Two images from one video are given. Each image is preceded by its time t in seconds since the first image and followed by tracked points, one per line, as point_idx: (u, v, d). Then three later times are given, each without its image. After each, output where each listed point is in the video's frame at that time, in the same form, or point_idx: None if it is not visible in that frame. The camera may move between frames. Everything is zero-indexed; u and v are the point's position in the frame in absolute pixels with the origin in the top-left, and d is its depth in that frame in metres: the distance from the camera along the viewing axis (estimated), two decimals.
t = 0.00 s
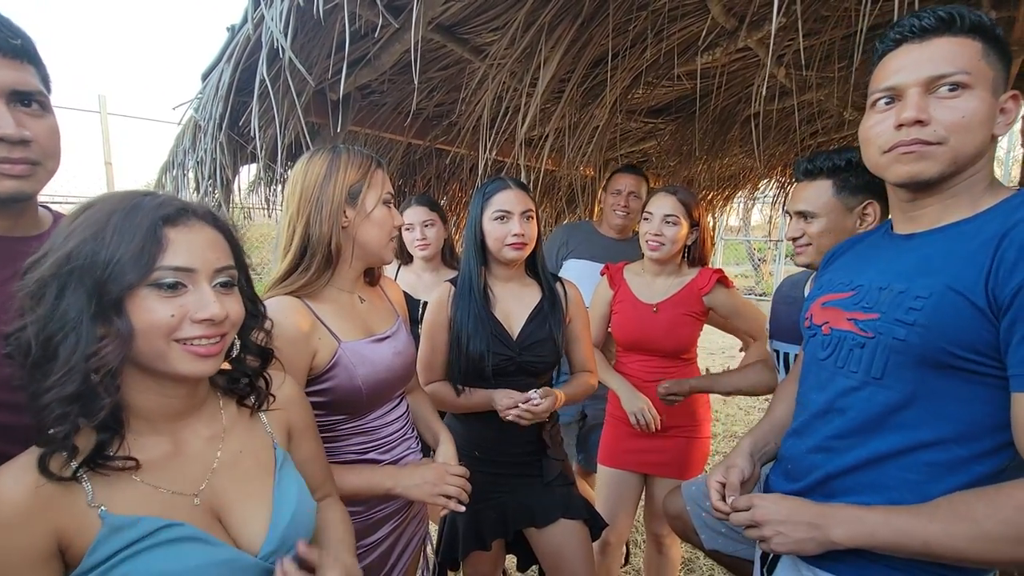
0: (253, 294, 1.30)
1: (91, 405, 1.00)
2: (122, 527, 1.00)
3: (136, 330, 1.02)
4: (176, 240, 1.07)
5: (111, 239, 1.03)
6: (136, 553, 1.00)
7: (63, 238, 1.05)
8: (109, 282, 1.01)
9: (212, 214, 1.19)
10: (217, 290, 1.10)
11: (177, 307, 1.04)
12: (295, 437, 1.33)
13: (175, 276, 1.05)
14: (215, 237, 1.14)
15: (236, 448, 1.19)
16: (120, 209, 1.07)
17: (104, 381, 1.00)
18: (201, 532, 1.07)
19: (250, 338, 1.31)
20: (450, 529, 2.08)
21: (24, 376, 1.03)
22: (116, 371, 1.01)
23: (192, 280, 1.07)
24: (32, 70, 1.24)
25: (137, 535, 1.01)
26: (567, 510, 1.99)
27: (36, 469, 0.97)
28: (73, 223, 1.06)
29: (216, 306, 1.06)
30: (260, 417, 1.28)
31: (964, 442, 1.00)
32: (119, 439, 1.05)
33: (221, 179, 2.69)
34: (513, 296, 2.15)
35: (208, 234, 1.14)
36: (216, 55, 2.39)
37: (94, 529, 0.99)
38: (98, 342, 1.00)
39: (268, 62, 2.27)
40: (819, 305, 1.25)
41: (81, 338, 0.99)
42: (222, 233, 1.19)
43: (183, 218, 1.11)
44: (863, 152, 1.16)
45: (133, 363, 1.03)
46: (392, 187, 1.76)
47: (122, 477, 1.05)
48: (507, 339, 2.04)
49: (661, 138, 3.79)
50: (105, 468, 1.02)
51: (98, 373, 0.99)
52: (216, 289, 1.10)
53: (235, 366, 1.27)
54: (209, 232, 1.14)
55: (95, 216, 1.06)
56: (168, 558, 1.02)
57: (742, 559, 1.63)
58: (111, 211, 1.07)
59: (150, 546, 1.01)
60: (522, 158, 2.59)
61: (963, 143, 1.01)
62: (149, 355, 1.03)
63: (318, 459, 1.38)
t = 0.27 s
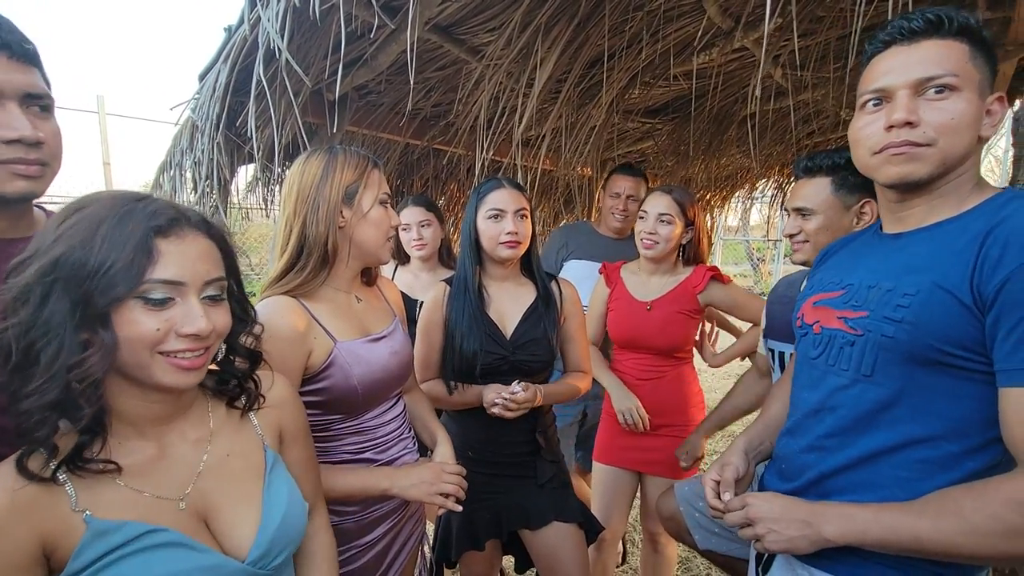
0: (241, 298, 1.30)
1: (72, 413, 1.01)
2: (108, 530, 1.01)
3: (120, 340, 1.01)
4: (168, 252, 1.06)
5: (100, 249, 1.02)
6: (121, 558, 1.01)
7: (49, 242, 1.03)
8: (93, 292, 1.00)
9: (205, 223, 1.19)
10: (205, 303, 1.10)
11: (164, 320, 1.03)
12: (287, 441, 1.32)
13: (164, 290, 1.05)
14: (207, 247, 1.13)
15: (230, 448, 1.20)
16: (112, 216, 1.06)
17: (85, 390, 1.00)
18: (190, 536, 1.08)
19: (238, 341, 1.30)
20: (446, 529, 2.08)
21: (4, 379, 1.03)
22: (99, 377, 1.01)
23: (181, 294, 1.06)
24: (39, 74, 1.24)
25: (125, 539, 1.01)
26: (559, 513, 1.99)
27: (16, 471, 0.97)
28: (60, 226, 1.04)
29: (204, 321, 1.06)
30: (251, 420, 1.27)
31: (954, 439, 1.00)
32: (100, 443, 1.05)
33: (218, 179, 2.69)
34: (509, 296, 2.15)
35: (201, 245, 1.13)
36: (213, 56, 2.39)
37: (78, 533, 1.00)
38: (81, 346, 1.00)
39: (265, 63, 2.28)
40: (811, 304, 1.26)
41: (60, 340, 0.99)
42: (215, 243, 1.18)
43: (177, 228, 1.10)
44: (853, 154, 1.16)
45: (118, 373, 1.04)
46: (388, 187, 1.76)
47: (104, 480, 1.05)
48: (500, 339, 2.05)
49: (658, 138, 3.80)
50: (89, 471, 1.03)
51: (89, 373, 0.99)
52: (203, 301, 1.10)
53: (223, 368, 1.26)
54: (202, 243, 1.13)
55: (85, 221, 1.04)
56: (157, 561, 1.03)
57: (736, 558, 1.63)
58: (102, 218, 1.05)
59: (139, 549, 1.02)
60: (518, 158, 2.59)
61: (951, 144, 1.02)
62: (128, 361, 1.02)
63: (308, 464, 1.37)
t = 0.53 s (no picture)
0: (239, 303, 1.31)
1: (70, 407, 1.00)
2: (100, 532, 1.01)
3: (116, 354, 1.01)
4: (170, 268, 1.05)
5: (101, 263, 1.00)
6: (114, 558, 1.01)
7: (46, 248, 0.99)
8: (91, 302, 0.99)
9: (209, 230, 1.17)
10: (205, 316, 1.09)
11: (162, 336, 1.03)
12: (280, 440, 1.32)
13: (166, 305, 1.04)
14: (210, 258, 1.12)
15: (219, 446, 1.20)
16: (114, 226, 1.03)
17: (83, 394, 0.99)
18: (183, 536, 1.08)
19: (234, 342, 1.31)
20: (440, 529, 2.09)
21: None
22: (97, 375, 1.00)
23: (182, 309, 1.06)
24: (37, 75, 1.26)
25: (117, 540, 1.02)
26: (552, 513, 2.00)
27: (9, 472, 0.98)
28: (58, 231, 1.01)
29: (202, 336, 1.06)
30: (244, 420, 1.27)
31: (937, 433, 1.01)
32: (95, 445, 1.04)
33: (214, 179, 2.69)
34: (502, 295, 2.16)
35: (205, 257, 1.11)
36: (208, 56, 2.39)
37: (69, 533, 1.00)
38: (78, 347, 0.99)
39: (260, 63, 2.28)
40: (799, 302, 1.27)
41: (58, 344, 0.98)
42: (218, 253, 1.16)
43: (180, 241, 1.08)
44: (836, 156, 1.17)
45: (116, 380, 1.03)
46: (382, 187, 1.78)
47: (97, 481, 1.05)
48: (492, 338, 2.06)
49: (654, 139, 3.81)
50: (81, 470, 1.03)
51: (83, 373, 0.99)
52: (203, 315, 1.09)
53: (215, 368, 1.26)
54: (205, 255, 1.11)
55: (86, 229, 1.01)
56: (151, 561, 1.03)
57: (727, 555, 1.65)
58: (105, 226, 1.03)
59: (129, 550, 1.02)
60: (514, 158, 2.60)
61: (929, 145, 1.03)
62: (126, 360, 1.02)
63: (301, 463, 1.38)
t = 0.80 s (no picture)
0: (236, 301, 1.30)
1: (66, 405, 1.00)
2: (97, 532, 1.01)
3: (117, 356, 1.01)
4: (171, 271, 1.03)
5: (103, 267, 0.99)
6: (110, 559, 1.01)
7: (50, 253, 0.98)
8: (91, 303, 0.98)
9: (209, 231, 1.15)
10: (205, 317, 1.08)
11: (162, 338, 1.02)
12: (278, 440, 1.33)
13: (166, 308, 1.03)
14: (211, 260, 1.11)
15: (216, 446, 1.20)
16: (115, 229, 1.01)
17: (79, 395, 0.99)
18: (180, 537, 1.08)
19: (232, 341, 1.30)
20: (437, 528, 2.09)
21: None
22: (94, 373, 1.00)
23: (182, 312, 1.05)
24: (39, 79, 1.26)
25: (113, 541, 1.01)
26: (549, 511, 2.01)
27: (6, 472, 0.98)
28: (61, 236, 0.99)
29: (202, 340, 1.05)
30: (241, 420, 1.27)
31: (930, 431, 1.01)
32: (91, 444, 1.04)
33: (212, 179, 2.69)
34: (499, 294, 2.16)
35: (205, 260, 1.10)
36: (205, 56, 2.39)
37: (65, 534, 1.00)
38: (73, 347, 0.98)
39: (257, 63, 2.28)
40: (794, 300, 1.27)
41: (53, 344, 0.97)
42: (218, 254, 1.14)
43: (180, 243, 1.06)
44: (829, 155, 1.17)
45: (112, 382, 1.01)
46: (377, 185, 1.77)
47: (94, 481, 1.05)
48: (489, 338, 2.06)
49: (652, 138, 3.81)
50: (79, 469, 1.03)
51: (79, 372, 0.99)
52: (204, 315, 1.08)
53: (212, 366, 1.26)
54: (206, 257, 1.10)
55: (88, 233, 1.00)
56: (146, 562, 1.03)
57: (725, 555, 1.65)
58: (105, 229, 1.01)
59: (125, 550, 1.02)
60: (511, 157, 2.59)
61: (919, 144, 1.04)
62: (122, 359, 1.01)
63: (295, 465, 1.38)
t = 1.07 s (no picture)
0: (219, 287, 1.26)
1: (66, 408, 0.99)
2: (100, 537, 1.01)
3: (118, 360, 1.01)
4: (165, 248, 1.04)
5: (103, 263, 0.97)
6: (112, 564, 1.01)
7: (40, 259, 0.94)
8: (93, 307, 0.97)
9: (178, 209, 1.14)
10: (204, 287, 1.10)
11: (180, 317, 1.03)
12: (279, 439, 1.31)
13: (171, 283, 1.03)
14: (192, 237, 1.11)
15: (218, 448, 1.19)
16: (90, 221, 0.98)
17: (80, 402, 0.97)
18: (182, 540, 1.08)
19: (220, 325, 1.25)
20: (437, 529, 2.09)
21: None
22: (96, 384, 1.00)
23: (186, 285, 1.06)
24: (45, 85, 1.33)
25: (116, 546, 1.01)
26: (549, 511, 2.00)
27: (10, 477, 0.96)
28: (44, 239, 0.95)
29: (214, 307, 1.08)
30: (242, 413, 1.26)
31: (934, 432, 1.01)
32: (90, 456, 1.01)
33: (212, 179, 2.68)
34: (499, 294, 2.15)
35: (188, 236, 1.10)
36: (204, 55, 2.39)
37: (70, 538, 1.00)
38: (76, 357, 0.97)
39: (256, 63, 2.27)
40: (796, 302, 1.26)
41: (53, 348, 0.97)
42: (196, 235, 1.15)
43: (164, 221, 1.06)
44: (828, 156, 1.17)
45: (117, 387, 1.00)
46: (371, 186, 1.74)
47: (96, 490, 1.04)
48: (489, 338, 2.05)
49: (652, 137, 3.80)
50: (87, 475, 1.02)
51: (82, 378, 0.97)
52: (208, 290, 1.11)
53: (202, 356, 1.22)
54: (188, 234, 1.10)
55: (70, 231, 0.96)
56: (149, 567, 1.03)
57: (727, 555, 1.65)
58: (84, 224, 0.98)
59: (128, 555, 1.02)
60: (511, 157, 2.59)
61: (919, 143, 1.03)
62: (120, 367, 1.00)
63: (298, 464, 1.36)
